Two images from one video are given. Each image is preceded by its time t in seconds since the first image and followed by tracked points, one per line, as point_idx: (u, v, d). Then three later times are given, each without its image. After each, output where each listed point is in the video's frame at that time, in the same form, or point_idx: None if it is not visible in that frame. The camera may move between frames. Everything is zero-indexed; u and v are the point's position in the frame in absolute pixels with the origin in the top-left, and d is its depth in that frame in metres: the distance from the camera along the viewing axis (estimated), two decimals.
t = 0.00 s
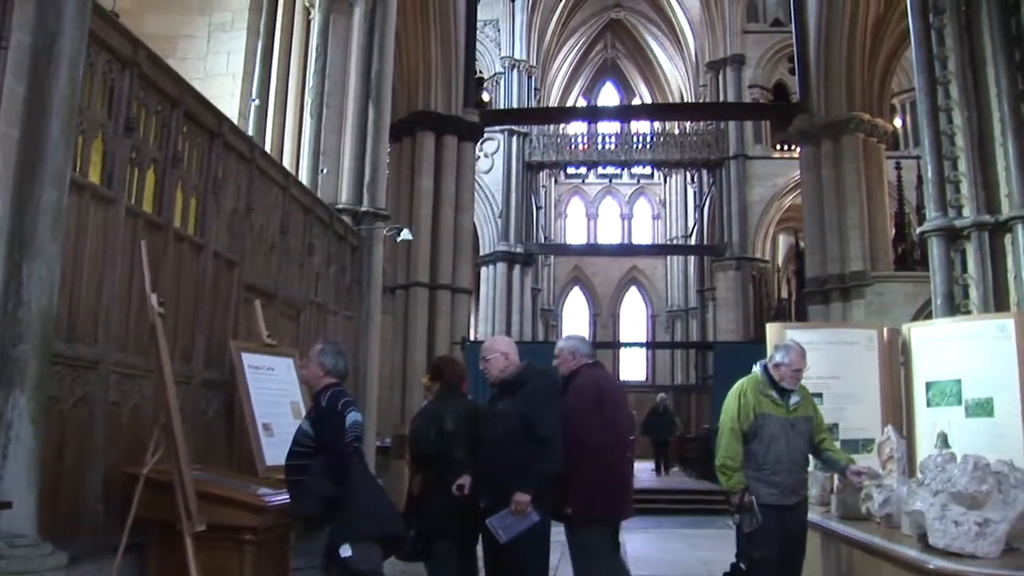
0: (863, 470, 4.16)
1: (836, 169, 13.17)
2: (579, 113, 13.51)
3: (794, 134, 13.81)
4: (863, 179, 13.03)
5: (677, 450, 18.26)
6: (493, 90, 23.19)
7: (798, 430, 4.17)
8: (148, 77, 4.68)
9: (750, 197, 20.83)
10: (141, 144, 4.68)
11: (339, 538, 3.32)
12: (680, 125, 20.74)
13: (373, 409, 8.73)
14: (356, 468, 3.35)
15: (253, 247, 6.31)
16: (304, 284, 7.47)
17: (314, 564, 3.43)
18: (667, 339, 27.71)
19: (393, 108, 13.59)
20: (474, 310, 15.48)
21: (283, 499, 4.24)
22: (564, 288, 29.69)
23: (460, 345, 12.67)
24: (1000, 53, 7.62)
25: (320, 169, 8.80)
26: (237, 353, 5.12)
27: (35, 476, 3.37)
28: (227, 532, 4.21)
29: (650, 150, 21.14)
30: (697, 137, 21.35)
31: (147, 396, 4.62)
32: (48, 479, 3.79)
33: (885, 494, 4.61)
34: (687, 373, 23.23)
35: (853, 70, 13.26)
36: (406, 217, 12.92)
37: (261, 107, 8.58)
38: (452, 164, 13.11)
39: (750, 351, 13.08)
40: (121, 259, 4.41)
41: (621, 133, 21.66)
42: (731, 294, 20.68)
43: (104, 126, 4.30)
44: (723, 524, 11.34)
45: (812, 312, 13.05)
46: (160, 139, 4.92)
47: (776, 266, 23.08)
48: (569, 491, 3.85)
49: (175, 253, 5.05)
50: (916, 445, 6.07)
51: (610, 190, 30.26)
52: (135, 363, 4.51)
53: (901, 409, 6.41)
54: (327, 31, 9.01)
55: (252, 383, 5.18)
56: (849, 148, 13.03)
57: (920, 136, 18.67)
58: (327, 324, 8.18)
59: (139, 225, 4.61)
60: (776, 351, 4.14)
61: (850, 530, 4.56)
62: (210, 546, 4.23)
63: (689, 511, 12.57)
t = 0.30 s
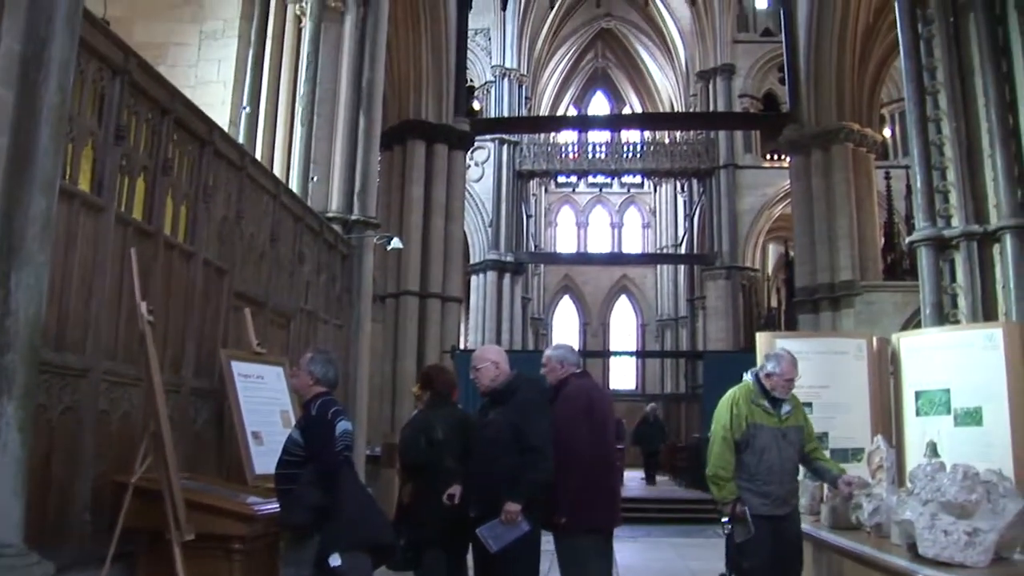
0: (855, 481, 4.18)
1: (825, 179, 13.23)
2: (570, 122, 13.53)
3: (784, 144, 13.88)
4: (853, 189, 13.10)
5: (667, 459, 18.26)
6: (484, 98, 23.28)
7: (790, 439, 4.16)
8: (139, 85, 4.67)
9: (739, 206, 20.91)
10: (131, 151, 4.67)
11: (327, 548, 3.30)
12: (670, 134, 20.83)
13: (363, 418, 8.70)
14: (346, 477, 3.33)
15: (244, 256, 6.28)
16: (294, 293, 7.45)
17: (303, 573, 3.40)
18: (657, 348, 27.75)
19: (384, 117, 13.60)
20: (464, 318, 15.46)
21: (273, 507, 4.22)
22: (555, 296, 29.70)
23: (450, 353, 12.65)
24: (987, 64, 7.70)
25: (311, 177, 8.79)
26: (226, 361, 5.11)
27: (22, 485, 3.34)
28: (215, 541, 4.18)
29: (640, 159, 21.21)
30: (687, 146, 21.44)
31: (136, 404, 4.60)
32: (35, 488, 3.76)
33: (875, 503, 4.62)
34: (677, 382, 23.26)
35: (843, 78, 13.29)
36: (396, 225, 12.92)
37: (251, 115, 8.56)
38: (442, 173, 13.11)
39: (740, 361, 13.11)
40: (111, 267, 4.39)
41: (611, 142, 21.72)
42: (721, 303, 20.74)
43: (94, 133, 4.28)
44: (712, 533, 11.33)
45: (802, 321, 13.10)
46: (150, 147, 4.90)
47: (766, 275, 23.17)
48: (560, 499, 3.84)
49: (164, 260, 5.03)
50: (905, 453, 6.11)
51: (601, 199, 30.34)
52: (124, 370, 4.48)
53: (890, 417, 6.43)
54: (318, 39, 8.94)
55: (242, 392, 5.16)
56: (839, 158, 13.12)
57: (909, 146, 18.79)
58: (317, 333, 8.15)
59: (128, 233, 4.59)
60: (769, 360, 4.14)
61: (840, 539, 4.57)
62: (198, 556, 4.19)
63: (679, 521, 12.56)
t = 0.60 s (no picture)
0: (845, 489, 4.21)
1: (813, 190, 13.32)
2: (559, 132, 13.57)
3: (772, 156, 13.96)
4: (840, 200, 13.19)
5: (654, 469, 18.28)
6: (473, 107, 23.33)
7: (781, 450, 4.17)
8: (127, 91, 4.66)
9: (727, 217, 21.01)
10: (120, 158, 4.65)
11: (314, 558, 3.28)
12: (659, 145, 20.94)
13: (350, 427, 8.67)
14: (332, 487, 3.32)
15: (231, 264, 6.26)
16: (281, 300, 7.43)
17: None
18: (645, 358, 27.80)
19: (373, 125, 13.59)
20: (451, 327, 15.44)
21: (259, 517, 4.17)
22: (542, 306, 29.72)
23: (437, 362, 12.64)
24: (973, 79, 7.78)
25: (299, 185, 8.77)
26: (213, 369, 5.09)
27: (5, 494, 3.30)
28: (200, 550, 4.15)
29: (629, 170, 21.30)
30: (676, 156, 21.54)
31: (122, 413, 4.57)
32: (17, 497, 3.71)
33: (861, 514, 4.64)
34: (664, 392, 23.31)
35: (831, 89, 13.38)
36: (384, 234, 12.90)
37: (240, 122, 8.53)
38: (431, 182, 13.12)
39: (727, 371, 13.15)
40: (98, 274, 4.36)
41: (600, 152, 21.79)
42: (709, 313, 20.83)
43: (82, 140, 4.27)
44: (699, 543, 11.36)
45: (789, 332, 13.17)
46: (138, 154, 4.88)
47: (753, 286, 23.27)
48: (552, 508, 3.81)
49: (152, 269, 5.01)
50: (892, 465, 6.15)
51: (589, 209, 30.41)
52: (109, 378, 4.45)
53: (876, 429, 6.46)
54: (308, 48, 8.89)
55: (228, 400, 5.14)
56: (827, 170, 13.21)
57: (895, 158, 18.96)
58: (304, 341, 8.13)
59: (116, 239, 4.57)
60: (759, 371, 4.16)
61: (826, 550, 4.58)
62: (183, 566, 4.15)
63: (666, 531, 12.57)
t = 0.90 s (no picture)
0: (835, 499, 4.22)
1: (800, 203, 13.41)
2: (548, 144, 13.61)
3: (760, 168, 14.04)
4: (827, 213, 13.29)
5: (640, 481, 18.30)
6: (461, 118, 23.38)
7: (768, 461, 4.18)
8: (116, 99, 4.64)
9: (714, 229, 21.09)
10: (108, 165, 4.63)
11: (299, 568, 3.27)
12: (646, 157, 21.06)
13: (336, 438, 8.64)
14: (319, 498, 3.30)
15: (219, 273, 6.24)
16: (268, 310, 7.39)
17: None
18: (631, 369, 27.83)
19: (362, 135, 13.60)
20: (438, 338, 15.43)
21: (245, 528, 4.16)
22: (529, 317, 29.72)
23: (424, 373, 12.62)
24: (960, 93, 7.85)
25: (287, 194, 8.75)
26: (200, 378, 5.07)
27: None
28: (185, 560, 4.11)
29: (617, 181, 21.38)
30: (664, 168, 21.64)
31: (107, 421, 4.54)
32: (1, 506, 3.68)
33: (848, 527, 4.65)
34: (651, 404, 23.39)
35: (818, 102, 13.50)
36: (372, 244, 12.89)
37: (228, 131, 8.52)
38: (419, 192, 13.13)
39: (713, 383, 13.19)
40: (84, 281, 4.34)
41: (587, 163, 21.86)
42: (696, 325, 20.90)
43: (70, 147, 4.24)
44: (686, 555, 11.36)
45: (775, 344, 13.23)
46: (126, 162, 4.87)
47: (740, 298, 23.37)
48: (544, 519, 3.81)
49: (139, 277, 4.98)
50: (878, 477, 6.19)
51: (577, 220, 30.49)
52: (95, 387, 4.43)
53: (862, 441, 6.50)
54: (297, 57, 8.91)
55: (214, 410, 5.11)
56: (814, 183, 13.30)
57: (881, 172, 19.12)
58: (291, 350, 8.10)
59: (102, 247, 4.54)
60: (745, 382, 4.16)
61: (813, 562, 4.58)
62: None
63: (653, 543, 12.56)
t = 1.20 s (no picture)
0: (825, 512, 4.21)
1: (791, 216, 13.47)
2: (539, 155, 13.65)
3: (751, 181, 14.09)
4: (818, 225, 13.35)
5: (630, 493, 18.27)
6: (453, 129, 23.43)
7: (759, 473, 4.19)
8: (108, 109, 4.63)
9: (704, 241, 21.14)
10: (100, 175, 4.62)
11: None
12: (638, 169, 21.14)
13: (326, 449, 8.60)
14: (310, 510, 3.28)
15: (209, 283, 6.21)
16: (259, 320, 7.37)
17: None
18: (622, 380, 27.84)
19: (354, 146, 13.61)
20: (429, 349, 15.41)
21: (234, 538, 4.07)
22: (520, 327, 29.72)
23: (415, 384, 12.60)
24: (949, 107, 7.91)
25: (279, 205, 8.73)
26: (190, 389, 5.06)
27: None
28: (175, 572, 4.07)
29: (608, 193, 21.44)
30: (655, 180, 21.72)
31: (97, 432, 4.52)
32: None
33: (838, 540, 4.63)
34: (642, 415, 23.39)
35: (809, 113, 13.56)
36: (363, 255, 12.88)
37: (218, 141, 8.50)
38: (410, 203, 13.14)
39: (704, 395, 13.19)
40: (75, 289, 4.33)
41: (579, 175, 21.91)
42: (686, 337, 20.93)
43: (61, 156, 4.23)
44: (676, 568, 11.34)
45: (765, 356, 13.28)
46: (117, 172, 4.86)
47: (730, 310, 23.42)
48: (535, 533, 3.79)
49: (130, 287, 4.97)
50: (869, 489, 6.21)
51: (568, 231, 30.54)
52: (85, 397, 4.41)
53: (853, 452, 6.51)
54: (290, 66, 8.94)
55: (204, 420, 5.09)
56: (805, 196, 13.40)
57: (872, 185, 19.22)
58: (282, 361, 8.08)
59: (93, 257, 4.53)
60: (735, 395, 4.16)
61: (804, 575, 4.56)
62: None
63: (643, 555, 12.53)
